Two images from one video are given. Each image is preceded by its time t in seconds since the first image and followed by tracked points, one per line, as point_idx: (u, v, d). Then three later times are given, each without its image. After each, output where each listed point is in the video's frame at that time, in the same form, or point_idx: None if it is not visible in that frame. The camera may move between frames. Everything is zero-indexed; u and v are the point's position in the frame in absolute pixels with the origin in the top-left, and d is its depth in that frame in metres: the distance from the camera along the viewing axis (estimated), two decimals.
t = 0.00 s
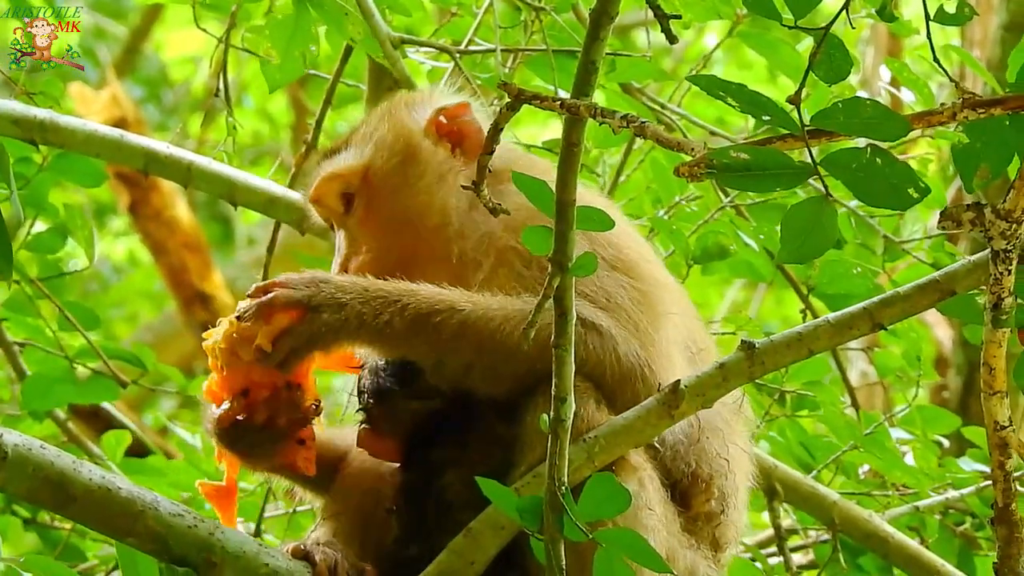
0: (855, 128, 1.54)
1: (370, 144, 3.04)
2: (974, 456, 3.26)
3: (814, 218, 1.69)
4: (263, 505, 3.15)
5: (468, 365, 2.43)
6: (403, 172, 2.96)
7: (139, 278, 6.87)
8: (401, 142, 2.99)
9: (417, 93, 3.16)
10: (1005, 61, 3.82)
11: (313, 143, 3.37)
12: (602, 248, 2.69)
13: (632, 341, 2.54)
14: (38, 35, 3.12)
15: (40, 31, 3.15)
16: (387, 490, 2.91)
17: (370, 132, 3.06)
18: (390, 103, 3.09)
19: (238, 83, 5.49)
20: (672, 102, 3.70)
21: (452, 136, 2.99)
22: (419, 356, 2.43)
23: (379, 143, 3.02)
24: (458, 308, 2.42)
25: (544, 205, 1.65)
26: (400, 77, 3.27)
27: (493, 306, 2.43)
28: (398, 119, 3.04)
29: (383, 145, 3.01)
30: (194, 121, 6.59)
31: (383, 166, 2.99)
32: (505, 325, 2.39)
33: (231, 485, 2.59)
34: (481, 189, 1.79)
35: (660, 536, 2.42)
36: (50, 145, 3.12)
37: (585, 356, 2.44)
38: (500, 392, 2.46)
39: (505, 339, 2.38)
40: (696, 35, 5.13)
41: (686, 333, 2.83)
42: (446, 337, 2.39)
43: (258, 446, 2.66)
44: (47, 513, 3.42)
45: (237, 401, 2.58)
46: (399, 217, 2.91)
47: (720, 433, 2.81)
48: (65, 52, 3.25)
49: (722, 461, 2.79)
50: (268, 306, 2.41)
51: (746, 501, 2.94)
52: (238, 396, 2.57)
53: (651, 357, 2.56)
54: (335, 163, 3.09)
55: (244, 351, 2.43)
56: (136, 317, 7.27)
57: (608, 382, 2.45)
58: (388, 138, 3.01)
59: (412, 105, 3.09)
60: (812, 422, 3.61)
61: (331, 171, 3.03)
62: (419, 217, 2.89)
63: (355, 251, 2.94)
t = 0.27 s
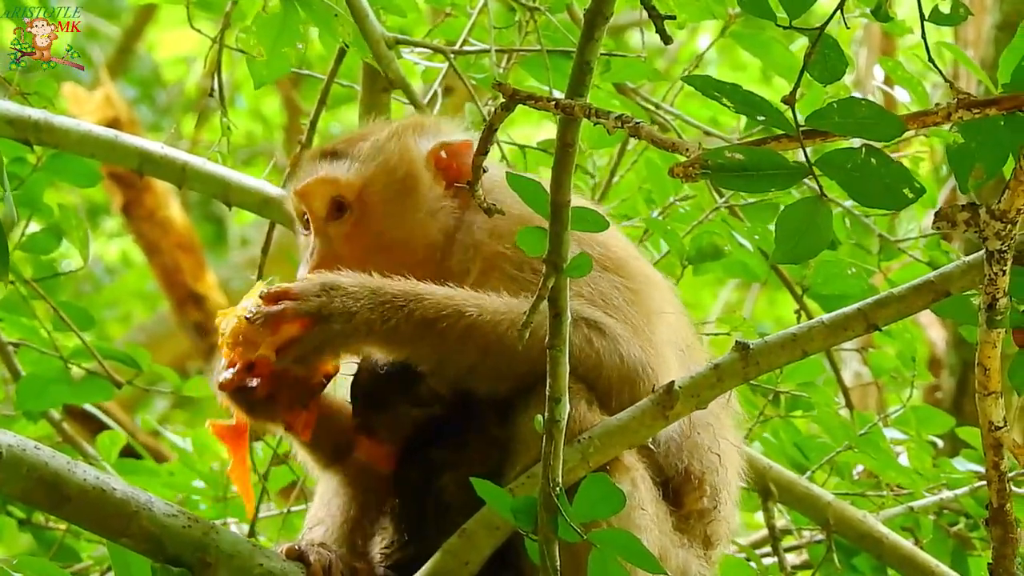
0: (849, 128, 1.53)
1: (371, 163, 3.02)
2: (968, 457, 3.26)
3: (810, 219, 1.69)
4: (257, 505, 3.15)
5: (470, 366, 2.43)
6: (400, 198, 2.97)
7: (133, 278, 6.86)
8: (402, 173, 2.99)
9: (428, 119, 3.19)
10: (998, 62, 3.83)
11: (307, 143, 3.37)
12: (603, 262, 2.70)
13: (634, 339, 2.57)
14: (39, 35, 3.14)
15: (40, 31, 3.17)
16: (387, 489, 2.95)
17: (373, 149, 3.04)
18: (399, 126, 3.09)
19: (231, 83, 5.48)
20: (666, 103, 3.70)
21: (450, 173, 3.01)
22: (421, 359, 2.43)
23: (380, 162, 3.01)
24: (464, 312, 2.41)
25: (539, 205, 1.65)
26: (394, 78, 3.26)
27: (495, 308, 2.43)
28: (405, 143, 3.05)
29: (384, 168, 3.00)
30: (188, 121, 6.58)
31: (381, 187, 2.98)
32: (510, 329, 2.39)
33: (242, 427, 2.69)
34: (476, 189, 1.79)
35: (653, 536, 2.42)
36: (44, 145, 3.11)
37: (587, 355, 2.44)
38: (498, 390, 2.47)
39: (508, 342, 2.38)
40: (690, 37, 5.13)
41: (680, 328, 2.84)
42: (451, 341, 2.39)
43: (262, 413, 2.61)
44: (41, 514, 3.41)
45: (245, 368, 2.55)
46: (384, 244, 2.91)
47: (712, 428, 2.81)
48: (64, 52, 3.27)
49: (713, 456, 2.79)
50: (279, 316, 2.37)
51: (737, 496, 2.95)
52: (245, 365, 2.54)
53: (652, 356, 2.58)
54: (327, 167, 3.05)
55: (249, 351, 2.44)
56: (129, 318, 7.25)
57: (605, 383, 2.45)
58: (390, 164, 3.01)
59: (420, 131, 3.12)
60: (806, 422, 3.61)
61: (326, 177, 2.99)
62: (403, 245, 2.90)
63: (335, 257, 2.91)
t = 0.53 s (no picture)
0: (846, 127, 1.54)
1: (373, 157, 3.03)
2: (964, 456, 3.26)
3: (807, 218, 1.70)
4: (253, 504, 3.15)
5: (469, 370, 2.43)
6: (398, 197, 2.97)
7: (129, 278, 6.85)
8: (401, 171, 3.00)
9: (435, 129, 3.18)
10: (994, 62, 3.83)
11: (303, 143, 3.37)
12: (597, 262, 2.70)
13: (625, 334, 2.57)
14: (39, 35, 3.16)
15: (40, 31, 3.20)
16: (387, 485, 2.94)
17: (376, 144, 3.04)
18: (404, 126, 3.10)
19: (227, 82, 5.47)
20: (663, 102, 3.70)
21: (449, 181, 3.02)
22: (419, 365, 2.43)
23: (384, 158, 3.02)
24: (461, 318, 2.41)
25: (535, 203, 1.65)
26: (391, 77, 3.26)
27: (490, 310, 2.43)
28: (411, 146, 3.06)
29: (387, 164, 3.01)
30: (184, 120, 6.58)
31: (382, 182, 2.99)
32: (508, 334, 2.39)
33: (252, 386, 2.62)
34: (472, 188, 1.78)
35: (648, 534, 2.42)
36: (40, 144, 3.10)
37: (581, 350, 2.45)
38: (493, 393, 2.48)
39: (506, 347, 2.39)
40: (686, 36, 5.13)
41: (667, 323, 2.85)
42: (449, 347, 2.40)
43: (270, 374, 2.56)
44: (37, 512, 3.40)
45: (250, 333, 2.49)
46: (375, 237, 2.91)
47: (706, 424, 2.81)
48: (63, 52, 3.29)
49: (708, 452, 2.79)
50: (275, 326, 2.35)
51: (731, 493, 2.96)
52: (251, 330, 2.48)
53: (646, 353, 2.58)
54: (330, 154, 3.07)
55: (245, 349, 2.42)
56: (126, 317, 7.25)
57: (601, 381, 2.45)
58: (391, 161, 3.02)
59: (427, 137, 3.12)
60: (802, 421, 3.61)
61: (325, 165, 3.00)
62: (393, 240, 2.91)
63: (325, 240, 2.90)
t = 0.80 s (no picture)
0: (842, 125, 1.54)
1: (396, 138, 3.06)
2: (960, 454, 3.27)
3: (803, 216, 1.70)
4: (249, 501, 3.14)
5: (464, 374, 2.42)
6: (421, 180, 3.01)
7: (123, 274, 6.84)
8: (425, 155, 3.05)
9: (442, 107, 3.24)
10: (989, 60, 3.84)
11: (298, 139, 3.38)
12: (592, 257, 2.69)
13: (615, 325, 2.57)
14: (39, 35, 3.14)
15: (40, 31, 3.17)
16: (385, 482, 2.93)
17: (400, 126, 3.08)
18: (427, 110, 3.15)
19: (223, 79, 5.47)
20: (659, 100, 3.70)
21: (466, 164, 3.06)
22: (414, 371, 2.42)
23: (409, 140, 3.06)
24: (451, 322, 2.41)
25: (532, 200, 1.64)
26: (387, 74, 3.26)
27: (478, 313, 2.43)
28: (431, 128, 3.11)
29: (411, 146, 3.06)
30: (179, 117, 6.57)
31: (406, 164, 3.03)
32: (501, 336, 2.39)
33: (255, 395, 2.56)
34: (468, 185, 1.78)
35: (644, 531, 2.42)
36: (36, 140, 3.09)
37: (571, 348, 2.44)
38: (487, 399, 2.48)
39: (498, 350, 2.38)
40: (682, 34, 5.13)
41: (659, 316, 2.85)
42: (441, 353, 2.39)
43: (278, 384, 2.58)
44: (32, 509, 3.40)
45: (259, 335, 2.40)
46: (393, 218, 2.92)
47: (698, 420, 2.83)
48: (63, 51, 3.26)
49: (700, 447, 2.81)
50: (263, 343, 2.36)
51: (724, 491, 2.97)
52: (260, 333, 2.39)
53: (634, 341, 2.59)
54: (353, 134, 3.08)
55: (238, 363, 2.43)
56: (120, 314, 7.23)
57: (592, 373, 2.46)
58: (414, 145, 3.06)
59: (442, 119, 3.17)
60: (797, 418, 3.61)
61: (351, 145, 3.03)
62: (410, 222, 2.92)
63: (347, 219, 2.91)
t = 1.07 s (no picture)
0: (841, 122, 1.53)
1: (420, 131, 3.04)
2: (959, 451, 3.27)
3: (802, 213, 1.70)
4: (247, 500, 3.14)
5: (461, 368, 2.43)
6: (440, 173, 3.00)
7: (121, 274, 6.83)
8: (446, 151, 3.04)
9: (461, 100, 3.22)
10: (988, 57, 3.83)
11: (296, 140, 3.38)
12: (601, 261, 2.72)
13: (618, 330, 2.57)
14: (39, 35, 3.14)
15: (40, 31, 3.16)
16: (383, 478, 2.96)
17: (426, 118, 3.06)
18: (451, 105, 3.13)
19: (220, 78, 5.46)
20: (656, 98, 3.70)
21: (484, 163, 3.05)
22: (411, 362, 2.42)
23: (432, 132, 3.05)
24: (453, 314, 2.41)
25: (530, 197, 1.64)
26: (385, 72, 3.26)
27: (481, 306, 2.44)
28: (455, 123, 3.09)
29: (434, 139, 3.04)
30: (176, 117, 6.57)
31: (427, 156, 3.02)
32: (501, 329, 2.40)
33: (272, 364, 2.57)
34: (468, 183, 1.77)
35: (644, 529, 2.42)
36: (34, 139, 3.10)
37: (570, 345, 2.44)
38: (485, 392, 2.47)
39: (500, 343, 2.39)
40: (679, 33, 5.13)
41: (662, 324, 2.86)
42: (442, 343, 2.40)
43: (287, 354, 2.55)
44: (30, 508, 3.40)
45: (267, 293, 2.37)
46: (409, 209, 2.91)
47: (697, 416, 2.82)
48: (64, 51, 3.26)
49: (700, 442, 2.80)
50: (265, 307, 2.34)
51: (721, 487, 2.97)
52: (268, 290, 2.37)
53: (635, 345, 2.59)
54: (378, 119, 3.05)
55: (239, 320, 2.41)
56: (117, 313, 7.23)
57: (592, 373, 2.45)
58: (436, 139, 3.05)
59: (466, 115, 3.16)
60: (796, 416, 3.61)
61: (376, 130, 3.00)
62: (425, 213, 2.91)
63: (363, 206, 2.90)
